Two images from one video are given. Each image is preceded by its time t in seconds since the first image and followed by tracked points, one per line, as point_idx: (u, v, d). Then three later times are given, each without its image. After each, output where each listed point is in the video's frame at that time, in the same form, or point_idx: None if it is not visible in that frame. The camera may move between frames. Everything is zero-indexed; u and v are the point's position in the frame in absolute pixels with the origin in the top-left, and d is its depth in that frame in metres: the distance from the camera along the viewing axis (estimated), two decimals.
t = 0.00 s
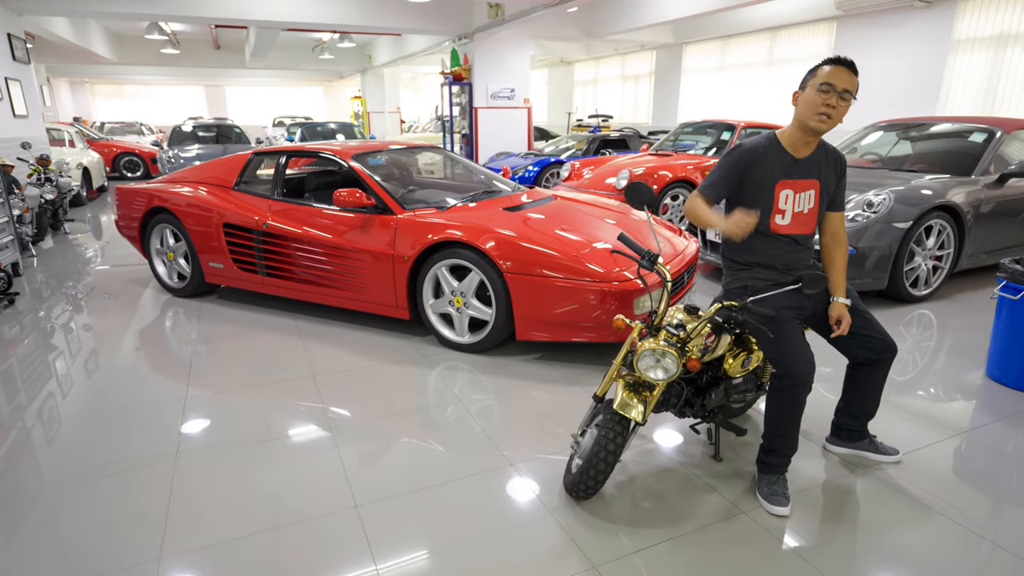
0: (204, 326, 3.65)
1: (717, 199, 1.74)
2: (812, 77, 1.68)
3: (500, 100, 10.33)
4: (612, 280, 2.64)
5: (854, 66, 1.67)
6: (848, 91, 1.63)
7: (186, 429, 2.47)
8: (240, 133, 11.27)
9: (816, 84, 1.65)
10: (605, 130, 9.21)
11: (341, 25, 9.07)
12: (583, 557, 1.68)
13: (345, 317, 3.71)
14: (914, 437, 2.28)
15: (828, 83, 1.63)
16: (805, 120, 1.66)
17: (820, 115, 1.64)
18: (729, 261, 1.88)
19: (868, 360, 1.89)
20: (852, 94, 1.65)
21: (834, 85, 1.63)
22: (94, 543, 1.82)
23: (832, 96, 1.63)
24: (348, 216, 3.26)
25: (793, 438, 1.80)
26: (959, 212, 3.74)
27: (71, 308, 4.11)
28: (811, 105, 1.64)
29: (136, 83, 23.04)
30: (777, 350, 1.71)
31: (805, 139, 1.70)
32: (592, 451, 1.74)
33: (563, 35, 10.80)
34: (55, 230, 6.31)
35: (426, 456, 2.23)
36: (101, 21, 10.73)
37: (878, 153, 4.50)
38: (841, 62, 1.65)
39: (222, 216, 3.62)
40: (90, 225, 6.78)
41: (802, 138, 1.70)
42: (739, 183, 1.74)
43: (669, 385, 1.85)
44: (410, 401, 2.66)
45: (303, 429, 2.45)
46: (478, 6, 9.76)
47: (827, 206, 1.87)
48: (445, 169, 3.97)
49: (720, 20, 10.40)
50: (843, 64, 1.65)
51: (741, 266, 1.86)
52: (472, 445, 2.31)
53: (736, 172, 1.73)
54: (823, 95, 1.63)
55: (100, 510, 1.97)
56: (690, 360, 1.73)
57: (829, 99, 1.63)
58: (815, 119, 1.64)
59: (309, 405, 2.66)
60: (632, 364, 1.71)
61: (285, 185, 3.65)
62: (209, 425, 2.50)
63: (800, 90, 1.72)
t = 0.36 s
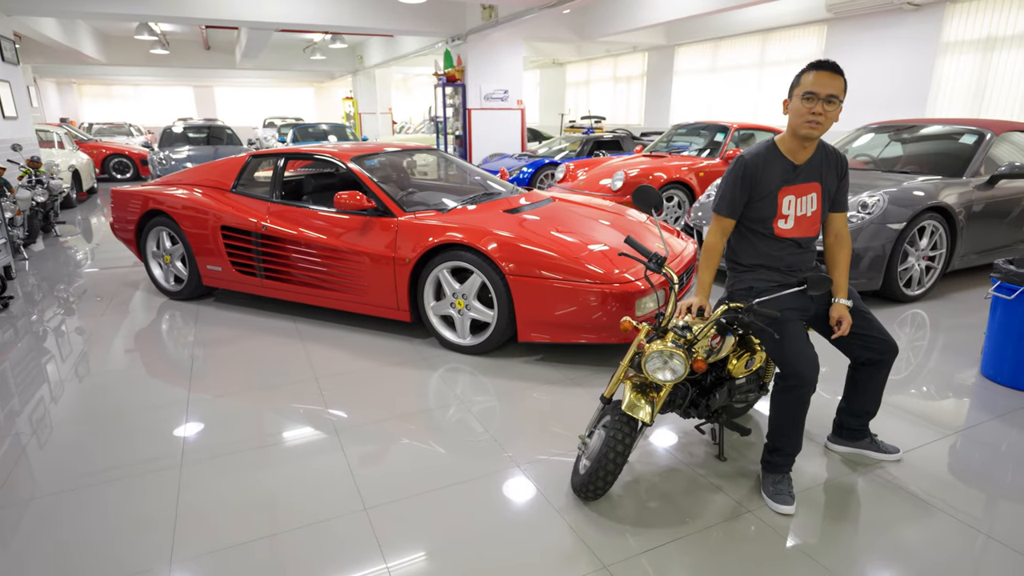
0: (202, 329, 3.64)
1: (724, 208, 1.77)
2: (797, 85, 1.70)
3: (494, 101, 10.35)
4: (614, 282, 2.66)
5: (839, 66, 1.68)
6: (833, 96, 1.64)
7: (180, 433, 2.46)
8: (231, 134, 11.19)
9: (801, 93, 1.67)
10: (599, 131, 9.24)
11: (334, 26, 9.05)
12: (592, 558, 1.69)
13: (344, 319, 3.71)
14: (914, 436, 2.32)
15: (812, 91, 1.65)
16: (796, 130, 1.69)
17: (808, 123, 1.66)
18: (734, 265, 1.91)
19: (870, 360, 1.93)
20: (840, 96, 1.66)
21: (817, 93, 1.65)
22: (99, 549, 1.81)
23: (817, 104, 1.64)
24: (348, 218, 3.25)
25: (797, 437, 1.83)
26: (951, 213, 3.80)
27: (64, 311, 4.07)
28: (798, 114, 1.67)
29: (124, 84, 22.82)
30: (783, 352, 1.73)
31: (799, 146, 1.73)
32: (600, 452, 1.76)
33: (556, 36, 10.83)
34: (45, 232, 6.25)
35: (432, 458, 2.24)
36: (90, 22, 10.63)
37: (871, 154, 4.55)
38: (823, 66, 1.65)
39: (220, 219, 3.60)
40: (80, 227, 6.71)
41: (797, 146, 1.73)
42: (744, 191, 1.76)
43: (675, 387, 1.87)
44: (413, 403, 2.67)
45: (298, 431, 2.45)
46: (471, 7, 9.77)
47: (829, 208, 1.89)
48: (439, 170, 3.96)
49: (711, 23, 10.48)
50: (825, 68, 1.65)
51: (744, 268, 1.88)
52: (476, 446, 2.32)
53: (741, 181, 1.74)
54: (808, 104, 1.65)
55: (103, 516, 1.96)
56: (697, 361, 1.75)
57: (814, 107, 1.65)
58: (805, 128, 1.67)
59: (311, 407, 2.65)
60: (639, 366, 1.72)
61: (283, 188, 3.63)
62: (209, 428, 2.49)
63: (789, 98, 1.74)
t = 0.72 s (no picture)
0: (196, 331, 3.62)
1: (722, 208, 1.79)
2: (789, 88, 1.72)
3: (486, 102, 10.36)
4: (611, 282, 2.68)
5: (831, 68, 1.70)
6: (825, 97, 1.66)
7: (172, 435, 2.45)
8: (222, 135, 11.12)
9: (793, 96, 1.69)
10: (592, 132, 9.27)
11: (327, 27, 9.04)
12: (596, 556, 1.70)
13: (341, 320, 3.70)
14: (908, 433, 2.35)
15: (804, 94, 1.67)
16: (790, 132, 1.71)
17: (801, 125, 1.68)
18: (732, 264, 1.93)
19: (867, 358, 1.96)
20: (832, 97, 1.67)
21: (810, 95, 1.66)
22: (100, 551, 1.80)
23: (810, 106, 1.66)
24: (345, 219, 3.25)
25: (796, 434, 1.85)
26: (942, 212, 3.85)
27: (56, 313, 4.03)
28: (790, 117, 1.69)
29: (112, 85, 22.63)
30: (782, 350, 1.75)
31: (792, 148, 1.75)
32: (602, 450, 1.77)
33: (549, 37, 10.86)
34: (35, 235, 6.19)
35: (432, 459, 2.24)
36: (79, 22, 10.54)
37: (862, 155, 4.60)
38: (814, 68, 1.67)
39: (215, 221, 3.58)
40: (70, 229, 6.65)
41: (791, 147, 1.75)
42: (741, 192, 1.78)
43: (676, 386, 1.89)
44: (412, 403, 2.67)
45: (293, 432, 2.45)
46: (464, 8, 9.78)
47: (825, 208, 1.92)
48: (432, 171, 3.94)
49: (703, 24, 10.56)
50: (816, 69, 1.67)
51: (742, 268, 1.90)
52: (476, 446, 2.32)
53: (738, 181, 1.77)
54: (800, 106, 1.67)
55: (102, 519, 1.94)
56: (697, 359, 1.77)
57: (807, 109, 1.67)
58: (798, 130, 1.69)
59: (309, 409, 2.65)
60: (641, 365, 1.74)
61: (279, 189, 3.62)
62: (207, 430, 2.48)
63: (782, 101, 1.76)
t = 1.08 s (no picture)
0: (192, 332, 3.61)
1: (719, 207, 1.80)
2: (797, 87, 1.72)
3: (481, 102, 10.38)
4: (607, 281, 2.69)
5: (840, 74, 1.71)
6: (832, 102, 1.68)
7: (168, 437, 2.45)
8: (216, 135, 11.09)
9: (801, 96, 1.70)
10: (587, 132, 9.28)
11: (322, 28, 9.03)
12: (595, 554, 1.71)
13: (337, 321, 3.70)
14: (902, 430, 2.37)
15: (812, 95, 1.68)
16: (791, 132, 1.72)
17: (805, 126, 1.70)
18: (728, 263, 1.94)
19: (862, 355, 1.98)
20: (837, 102, 1.69)
21: (818, 97, 1.67)
22: (97, 554, 1.79)
23: (816, 108, 1.67)
24: (341, 220, 3.24)
25: (792, 432, 1.86)
26: (934, 211, 3.88)
27: (50, 315, 4.01)
28: (796, 117, 1.70)
29: (105, 86, 22.52)
30: (779, 348, 1.76)
31: (790, 146, 1.76)
32: (601, 449, 1.78)
33: (543, 38, 10.89)
34: (27, 236, 6.16)
35: (429, 458, 2.25)
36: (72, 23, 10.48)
37: (856, 154, 4.62)
38: (824, 71, 1.69)
39: (211, 221, 3.57)
40: (63, 231, 6.61)
41: (788, 146, 1.77)
42: (738, 190, 1.80)
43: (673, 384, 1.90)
44: (410, 403, 2.67)
45: (291, 434, 2.45)
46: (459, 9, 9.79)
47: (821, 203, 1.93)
48: (428, 171, 3.94)
49: (696, 24, 10.61)
50: (827, 73, 1.69)
51: (738, 267, 1.92)
52: (474, 446, 2.33)
53: (735, 181, 1.78)
54: (807, 107, 1.68)
55: (100, 521, 1.94)
56: (694, 357, 1.78)
57: (813, 111, 1.68)
58: (800, 131, 1.71)
59: (307, 409, 2.65)
60: (639, 363, 1.75)
61: (275, 189, 3.62)
62: (202, 432, 2.47)
63: (788, 98, 1.76)
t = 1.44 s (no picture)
0: (188, 333, 3.60)
1: (715, 208, 1.81)
2: (786, 91, 1.71)
3: (478, 103, 10.38)
4: (603, 281, 2.69)
5: (829, 72, 1.69)
6: (822, 105, 1.67)
7: (165, 439, 2.44)
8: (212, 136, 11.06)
9: (790, 102, 1.69)
10: (583, 132, 9.30)
11: (318, 28, 9.03)
12: (591, 553, 1.72)
13: (333, 321, 3.70)
14: (897, 429, 2.38)
15: (802, 101, 1.67)
16: (784, 136, 1.74)
17: (798, 132, 1.71)
18: (724, 262, 1.95)
19: (857, 354, 1.99)
20: (828, 104, 1.68)
21: (808, 103, 1.67)
22: (93, 556, 1.79)
23: (807, 114, 1.67)
24: (338, 220, 3.24)
25: (787, 431, 1.87)
26: (929, 211, 3.90)
27: (44, 316, 3.99)
28: (788, 123, 1.71)
29: (101, 86, 22.44)
30: (773, 347, 1.77)
31: (785, 147, 1.78)
32: (597, 449, 1.79)
33: (540, 38, 10.89)
34: (22, 237, 6.14)
35: (426, 459, 2.25)
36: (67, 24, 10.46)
37: (851, 154, 4.64)
38: (810, 73, 1.67)
39: (207, 222, 3.57)
40: (58, 232, 6.59)
41: (783, 146, 1.78)
42: (734, 190, 1.80)
43: (669, 384, 1.90)
44: (406, 403, 2.67)
45: (287, 434, 2.45)
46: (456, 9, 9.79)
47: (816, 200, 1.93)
48: (424, 171, 3.95)
49: (692, 25, 10.64)
50: (815, 76, 1.67)
51: (733, 267, 1.93)
52: (470, 446, 2.33)
53: (730, 181, 1.78)
54: (798, 114, 1.68)
55: (98, 522, 1.94)
56: (690, 357, 1.79)
57: (804, 118, 1.68)
58: (794, 136, 1.72)
59: (303, 410, 2.65)
60: (634, 363, 1.75)
61: (272, 190, 3.61)
62: (199, 433, 2.47)
63: (778, 101, 1.76)
